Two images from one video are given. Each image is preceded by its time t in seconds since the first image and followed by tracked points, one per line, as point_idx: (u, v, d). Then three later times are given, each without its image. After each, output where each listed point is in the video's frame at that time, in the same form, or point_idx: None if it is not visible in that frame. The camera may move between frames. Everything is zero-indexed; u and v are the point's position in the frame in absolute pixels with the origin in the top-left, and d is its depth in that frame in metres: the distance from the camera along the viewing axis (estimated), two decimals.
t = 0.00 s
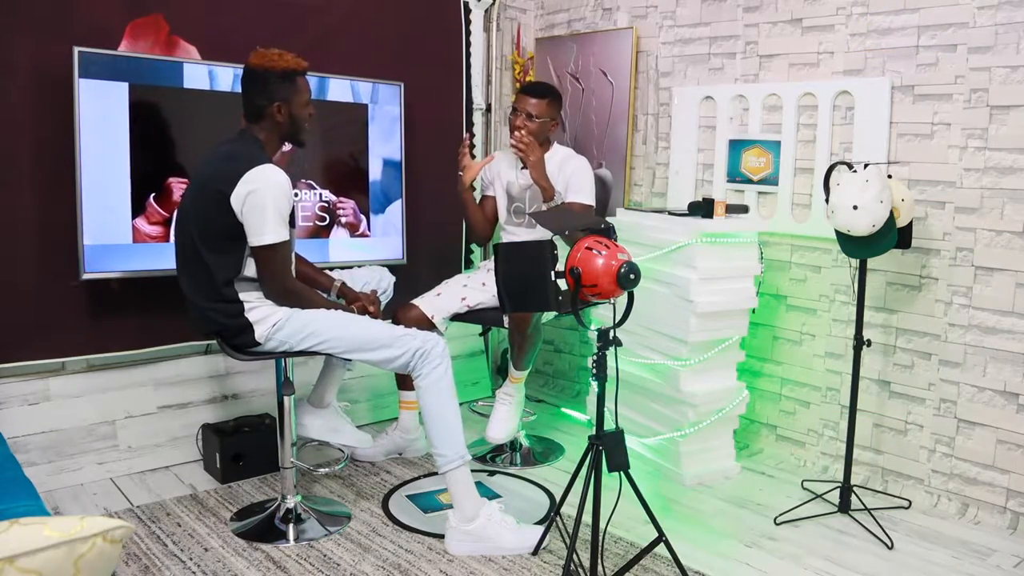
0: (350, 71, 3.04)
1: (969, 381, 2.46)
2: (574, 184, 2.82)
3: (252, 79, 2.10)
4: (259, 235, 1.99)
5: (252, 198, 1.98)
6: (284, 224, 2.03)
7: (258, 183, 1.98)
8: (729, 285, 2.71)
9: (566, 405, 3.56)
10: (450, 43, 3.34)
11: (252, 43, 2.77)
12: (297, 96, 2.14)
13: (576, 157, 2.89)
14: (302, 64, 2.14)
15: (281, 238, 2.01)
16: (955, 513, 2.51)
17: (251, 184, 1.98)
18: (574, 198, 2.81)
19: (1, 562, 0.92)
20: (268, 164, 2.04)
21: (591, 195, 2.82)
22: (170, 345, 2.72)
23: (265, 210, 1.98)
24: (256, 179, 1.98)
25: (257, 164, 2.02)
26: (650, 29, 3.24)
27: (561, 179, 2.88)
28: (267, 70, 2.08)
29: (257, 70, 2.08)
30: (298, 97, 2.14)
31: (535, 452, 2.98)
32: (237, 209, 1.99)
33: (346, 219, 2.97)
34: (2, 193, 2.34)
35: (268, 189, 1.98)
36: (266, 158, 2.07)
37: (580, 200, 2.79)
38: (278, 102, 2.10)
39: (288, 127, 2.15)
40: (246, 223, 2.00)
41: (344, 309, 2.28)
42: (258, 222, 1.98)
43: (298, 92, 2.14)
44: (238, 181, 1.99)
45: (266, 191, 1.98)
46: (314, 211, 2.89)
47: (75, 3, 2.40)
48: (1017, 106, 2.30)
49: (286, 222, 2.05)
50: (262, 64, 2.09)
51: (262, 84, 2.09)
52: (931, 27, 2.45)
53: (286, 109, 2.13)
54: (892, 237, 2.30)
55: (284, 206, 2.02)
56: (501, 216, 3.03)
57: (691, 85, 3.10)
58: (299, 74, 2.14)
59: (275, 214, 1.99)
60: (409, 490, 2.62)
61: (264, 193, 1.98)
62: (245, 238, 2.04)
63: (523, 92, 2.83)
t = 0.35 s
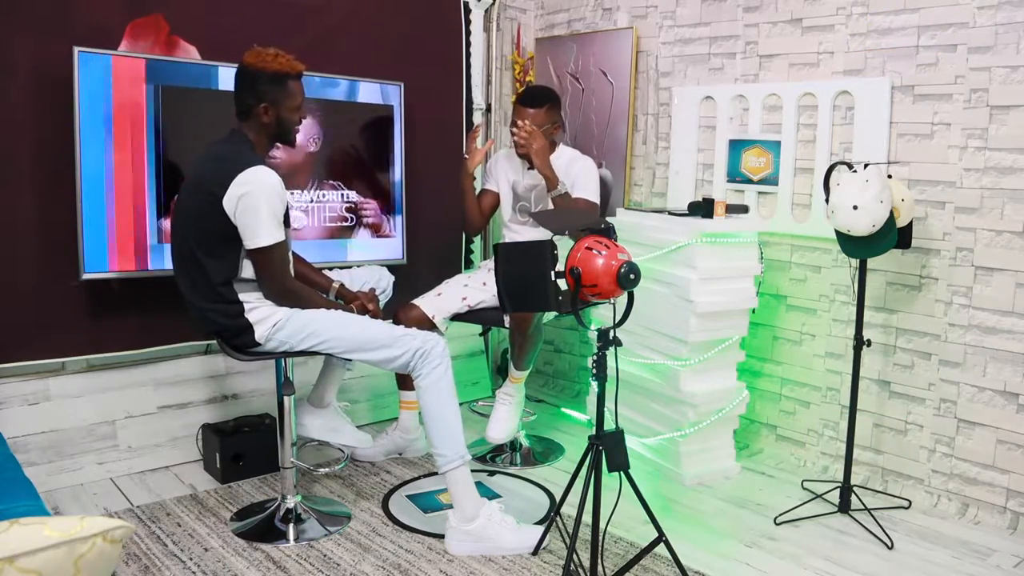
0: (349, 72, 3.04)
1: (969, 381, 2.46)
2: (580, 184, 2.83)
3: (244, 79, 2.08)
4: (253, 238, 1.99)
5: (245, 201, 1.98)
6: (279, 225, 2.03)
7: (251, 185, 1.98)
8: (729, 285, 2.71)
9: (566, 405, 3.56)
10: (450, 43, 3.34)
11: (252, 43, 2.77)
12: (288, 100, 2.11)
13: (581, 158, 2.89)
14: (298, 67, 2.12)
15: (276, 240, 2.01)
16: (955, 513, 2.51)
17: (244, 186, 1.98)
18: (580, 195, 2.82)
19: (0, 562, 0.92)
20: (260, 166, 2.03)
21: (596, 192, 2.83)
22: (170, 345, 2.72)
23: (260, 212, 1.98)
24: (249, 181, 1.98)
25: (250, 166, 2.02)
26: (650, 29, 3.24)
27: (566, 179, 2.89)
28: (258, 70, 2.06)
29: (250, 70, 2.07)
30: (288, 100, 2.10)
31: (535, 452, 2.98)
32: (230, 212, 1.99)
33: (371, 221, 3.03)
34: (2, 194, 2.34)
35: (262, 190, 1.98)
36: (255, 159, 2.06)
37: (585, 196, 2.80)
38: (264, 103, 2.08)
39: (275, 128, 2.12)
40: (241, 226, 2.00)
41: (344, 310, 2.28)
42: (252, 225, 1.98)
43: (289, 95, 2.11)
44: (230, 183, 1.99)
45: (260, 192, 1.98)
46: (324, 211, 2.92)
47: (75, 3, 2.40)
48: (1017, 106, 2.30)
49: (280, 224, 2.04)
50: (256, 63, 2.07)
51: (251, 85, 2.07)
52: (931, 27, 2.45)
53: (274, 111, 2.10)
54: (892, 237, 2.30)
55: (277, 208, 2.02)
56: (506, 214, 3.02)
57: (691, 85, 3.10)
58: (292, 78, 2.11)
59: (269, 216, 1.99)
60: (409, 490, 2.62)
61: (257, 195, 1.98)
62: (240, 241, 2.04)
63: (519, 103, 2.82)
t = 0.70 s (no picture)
0: (349, 72, 3.04)
1: (969, 381, 2.45)
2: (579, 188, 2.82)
3: (244, 79, 2.08)
4: (239, 241, 2.00)
5: (231, 204, 1.98)
6: (267, 228, 2.03)
7: (238, 188, 1.98)
8: (729, 285, 2.71)
9: (566, 405, 3.56)
10: (450, 43, 3.34)
11: (252, 43, 2.77)
12: (282, 105, 2.09)
13: (581, 159, 2.89)
14: (298, 76, 2.10)
15: (263, 242, 2.01)
16: (955, 513, 2.51)
17: (230, 189, 1.98)
18: (579, 200, 2.80)
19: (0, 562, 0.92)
20: (250, 168, 2.02)
21: (596, 196, 2.81)
22: (170, 345, 2.72)
23: (245, 214, 1.98)
24: (235, 184, 1.98)
25: (240, 168, 2.01)
26: (650, 29, 3.24)
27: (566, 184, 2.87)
28: (254, 74, 2.05)
29: (249, 73, 2.06)
30: (281, 107, 2.09)
31: (535, 452, 2.98)
32: (218, 214, 2.00)
33: (395, 220, 3.12)
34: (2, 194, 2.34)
35: (248, 194, 1.98)
36: (249, 161, 2.06)
37: (584, 201, 2.79)
38: (257, 107, 2.07)
39: (268, 131, 2.11)
40: (229, 227, 2.01)
41: (344, 310, 2.28)
42: (239, 227, 1.99)
43: (285, 102, 2.09)
44: (218, 185, 1.99)
45: (245, 196, 1.98)
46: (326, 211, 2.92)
47: (76, 3, 2.40)
48: (1017, 106, 2.30)
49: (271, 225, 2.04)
50: (256, 65, 2.06)
51: (248, 88, 2.07)
52: (931, 27, 2.45)
53: (266, 115, 2.09)
54: (892, 238, 2.30)
55: (265, 210, 2.02)
56: (507, 216, 3.02)
57: (691, 85, 3.10)
58: (289, 85, 2.09)
59: (255, 219, 1.99)
60: (409, 490, 2.62)
61: (243, 199, 1.98)
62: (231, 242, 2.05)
63: (519, 94, 2.82)
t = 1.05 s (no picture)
0: (350, 73, 3.04)
1: (969, 381, 2.46)
2: (578, 191, 2.81)
3: (248, 80, 2.08)
4: (236, 239, 2.00)
5: (227, 203, 1.98)
6: (264, 227, 2.03)
7: (235, 186, 1.98)
8: (729, 285, 2.71)
9: (567, 405, 3.57)
10: (450, 43, 3.33)
11: (252, 43, 2.77)
12: (285, 105, 2.08)
13: (576, 159, 2.88)
14: (302, 75, 2.10)
15: (259, 241, 2.01)
16: (955, 513, 2.51)
17: (227, 187, 1.98)
18: (577, 204, 2.80)
19: (0, 562, 0.92)
20: (249, 167, 2.02)
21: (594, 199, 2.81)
22: (171, 345, 2.72)
23: (242, 212, 1.98)
24: (233, 182, 1.98)
25: (238, 166, 2.01)
26: (650, 29, 3.24)
27: (562, 185, 2.87)
28: (258, 75, 2.06)
29: (253, 75, 2.07)
30: (284, 107, 2.08)
31: (535, 452, 2.98)
32: (216, 211, 2.00)
33: (396, 220, 3.11)
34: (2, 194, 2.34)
35: (245, 192, 1.98)
36: (249, 160, 2.06)
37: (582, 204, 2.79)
38: (261, 107, 2.07)
39: (272, 133, 2.11)
40: (226, 225, 2.01)
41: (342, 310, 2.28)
42: (235, 225, 1.99)
43: (287, 102, 2.08)
44: (216, 183, 2.00)
45: (242, 194, 1.98)
46: (325, 211, 2.93)
47: (76, 3, 2.40)
48: (1017, 106, 2.30)
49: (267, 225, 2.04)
50: (260, 66, 2.07)
51: (253, 89, 2.07)
52: (931, 27, 2.45)
53: (270, 116, 2.08)
54: (892, 238, 2.30)
55: (262, 209, 2.01)
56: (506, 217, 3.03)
57: (691, 85, 3.10)
58: (293, 85, 2.09)
59: (252, 218, 1.99)
60: (409, 490, 2.62)
61: (239, 197, 1.98)
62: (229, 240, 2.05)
63: (513, 93, 2.84)
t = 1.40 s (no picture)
0: (350, 73, 3.04)
1: (969, 381, 2.45)
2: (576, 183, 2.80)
3: (248, 81, 2.08)
4: (236, 235, 2.00)
5: (226, 199, 1.99)
6: (264, 224, 2.03)
7: (234, 182, 1.98)
8: (729, 285, 2.71)
9: (567, 405, 3.57)
10: (450, 43, 3.33)
11: (252, 43, 2.77)
12: (290, 101, 2.09)
13: (573, 157, 2.88)
14: (299, 69, 2.11)
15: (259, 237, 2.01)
16: (955, 513, 2.51)
17: (227, 183, 1.99)
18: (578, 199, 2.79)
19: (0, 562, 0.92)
20: (248, 164, 2.03)
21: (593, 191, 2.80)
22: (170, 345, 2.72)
23: (241, 209, 1.98)
24: (232, 179, 1.99)
25: (236, 163, 2.02)
26: (650, 29, 3.24)
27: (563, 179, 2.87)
28: (261, 73, 2.05)
29: (253, 75, 2.06)
30: (287, 103, 2.08)
31: (535, 452, 2.98)
32: (216, 208, 2.00)
33: (395, 220, 3.11)
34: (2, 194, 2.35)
35: (245, 188, 1.98)
36: (249, 158, 2.06)
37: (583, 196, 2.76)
38: (267, 105, 2.07)
39: (279, 131, 2.11)
40: (226, 222, 2.01)
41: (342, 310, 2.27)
42: (235, 221, 1.99)
43: (290, 97, 2.09)
44: (216, 180, 2.00)
45: (241, 190, 1.98)
46: (325, 211, 2.93)
47: (76, 3, 2.40)
48: (1017, 106, 2.30)
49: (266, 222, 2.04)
50: (259, 66, 2.07)
51: (256, 87, 2.07)
52: (930, 27, 2.45)
53: (277, 112, 2.09)
54: (892, 238, 2.30)
55: (261, 206, 2.01)
56: (507, 218, 3.03)
57: (691, 85, 3.10)
58: (294, 79, 2.09)
59: (251, 214, 1.99)
60: (409, 490, 2.62)
61: (239, 193, 1.98)
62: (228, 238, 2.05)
63: (505, 96, 2.82)
